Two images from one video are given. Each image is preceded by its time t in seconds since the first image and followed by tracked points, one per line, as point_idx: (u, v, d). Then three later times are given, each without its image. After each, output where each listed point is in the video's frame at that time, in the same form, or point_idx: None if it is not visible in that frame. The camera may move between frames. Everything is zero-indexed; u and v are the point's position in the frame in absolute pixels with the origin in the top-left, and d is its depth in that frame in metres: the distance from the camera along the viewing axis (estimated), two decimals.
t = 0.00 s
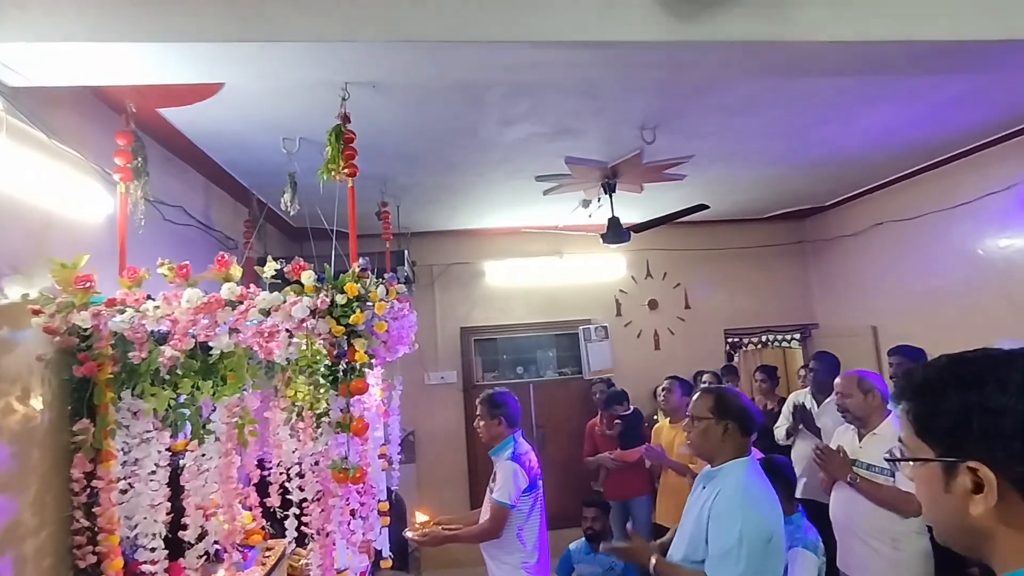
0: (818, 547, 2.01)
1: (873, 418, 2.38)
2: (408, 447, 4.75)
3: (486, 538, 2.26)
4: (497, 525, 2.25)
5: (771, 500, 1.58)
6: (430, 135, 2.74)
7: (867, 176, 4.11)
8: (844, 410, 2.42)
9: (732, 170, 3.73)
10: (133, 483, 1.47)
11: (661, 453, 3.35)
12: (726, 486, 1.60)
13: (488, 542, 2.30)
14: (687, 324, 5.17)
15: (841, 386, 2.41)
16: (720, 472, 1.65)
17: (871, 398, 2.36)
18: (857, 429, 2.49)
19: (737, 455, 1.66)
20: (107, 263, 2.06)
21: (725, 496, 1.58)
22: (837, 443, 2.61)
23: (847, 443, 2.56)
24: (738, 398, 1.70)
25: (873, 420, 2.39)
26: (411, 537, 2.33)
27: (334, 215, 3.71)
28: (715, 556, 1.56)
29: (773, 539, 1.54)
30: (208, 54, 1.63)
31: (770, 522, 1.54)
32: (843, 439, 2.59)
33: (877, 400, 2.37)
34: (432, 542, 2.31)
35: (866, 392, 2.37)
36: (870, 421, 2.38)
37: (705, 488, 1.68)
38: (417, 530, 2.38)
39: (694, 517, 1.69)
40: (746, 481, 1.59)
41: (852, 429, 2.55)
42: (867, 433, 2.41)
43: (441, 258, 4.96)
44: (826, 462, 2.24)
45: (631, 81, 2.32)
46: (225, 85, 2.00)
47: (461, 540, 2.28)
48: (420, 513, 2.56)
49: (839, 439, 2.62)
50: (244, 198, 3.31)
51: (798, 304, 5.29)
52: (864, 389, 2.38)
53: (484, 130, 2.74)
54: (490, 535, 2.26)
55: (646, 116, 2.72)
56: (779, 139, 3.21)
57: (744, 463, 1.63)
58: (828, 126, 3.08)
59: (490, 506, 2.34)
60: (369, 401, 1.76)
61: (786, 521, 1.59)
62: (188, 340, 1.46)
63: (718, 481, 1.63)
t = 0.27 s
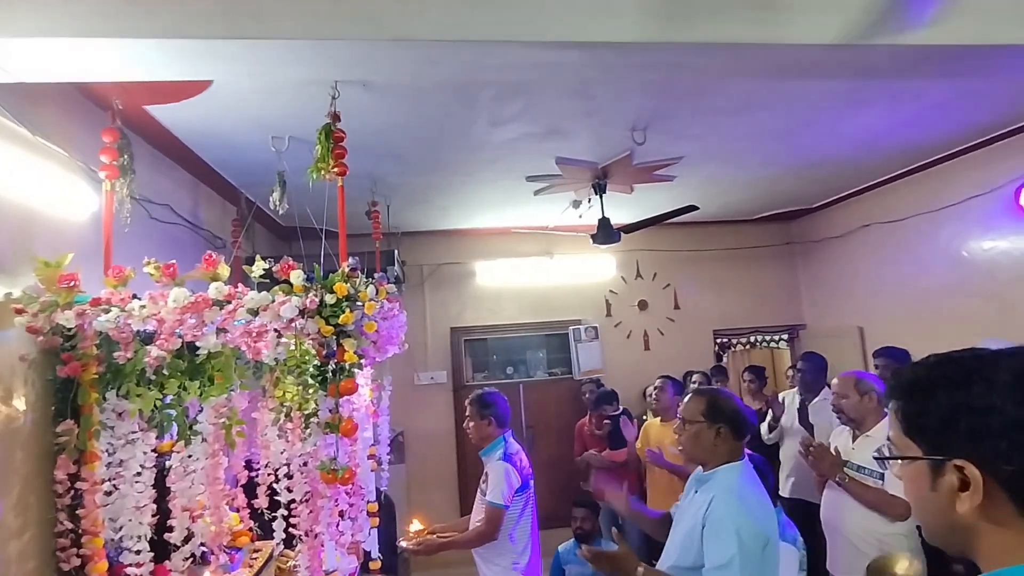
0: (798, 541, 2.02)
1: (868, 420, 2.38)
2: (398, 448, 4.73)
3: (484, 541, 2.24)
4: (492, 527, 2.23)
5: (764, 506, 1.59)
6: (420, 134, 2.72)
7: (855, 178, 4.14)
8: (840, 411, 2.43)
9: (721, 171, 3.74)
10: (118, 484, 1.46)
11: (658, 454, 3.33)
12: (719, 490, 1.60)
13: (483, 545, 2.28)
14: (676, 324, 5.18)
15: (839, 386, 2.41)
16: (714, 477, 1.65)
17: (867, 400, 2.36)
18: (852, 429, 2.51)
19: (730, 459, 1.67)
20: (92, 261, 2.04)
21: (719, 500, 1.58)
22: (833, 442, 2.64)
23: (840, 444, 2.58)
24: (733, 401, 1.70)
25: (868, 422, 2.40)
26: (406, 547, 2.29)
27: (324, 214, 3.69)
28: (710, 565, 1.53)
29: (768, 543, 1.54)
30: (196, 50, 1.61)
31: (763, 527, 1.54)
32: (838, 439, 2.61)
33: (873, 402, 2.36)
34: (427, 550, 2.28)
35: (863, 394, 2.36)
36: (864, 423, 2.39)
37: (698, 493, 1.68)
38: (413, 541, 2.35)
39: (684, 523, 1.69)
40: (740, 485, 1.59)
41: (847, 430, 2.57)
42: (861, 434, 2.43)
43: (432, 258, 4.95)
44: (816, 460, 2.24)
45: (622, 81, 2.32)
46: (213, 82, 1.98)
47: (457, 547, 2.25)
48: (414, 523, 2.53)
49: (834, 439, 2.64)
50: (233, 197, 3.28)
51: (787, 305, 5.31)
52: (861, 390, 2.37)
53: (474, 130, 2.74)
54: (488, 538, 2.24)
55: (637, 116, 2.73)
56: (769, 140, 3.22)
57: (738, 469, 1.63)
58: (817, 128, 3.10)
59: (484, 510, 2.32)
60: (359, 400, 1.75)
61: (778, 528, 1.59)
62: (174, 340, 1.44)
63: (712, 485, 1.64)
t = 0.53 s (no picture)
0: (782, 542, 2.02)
1: (858, 421, 2.40)
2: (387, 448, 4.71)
3: (481, 545, 2.22)
4: (489, 531, 2.21)
5: (756, 514, 1.59)
6: (409, 134, 2.71)
7: (842, 179, 4.17)
8: (831, 412, 2.46)
9: (710, 173, 3.76)
10: (102, 487, 1.43)
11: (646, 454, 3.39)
12: (710, 496, 1.60)
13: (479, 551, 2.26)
14: (665, 324, 5.20)
15: (830, 386, 2.45)
16: (707, 481, 1.65)
17: (857, 401, 2.38)
18: (842, 430, 2.54)
19: (724, 462, 1.67)
20: (75, 260, 2.02)
21: (707, 504, 1.59)
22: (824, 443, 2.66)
23: (831, 444, 2.61)
24: (725, 403, 1.71)
25: (858, 423, 2.42)
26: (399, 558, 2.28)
27: (312, 214, 3.66)
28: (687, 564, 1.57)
29: (755, 553, 1.54)
30: (182, 47, 1.60)
31: (753, 536, 1.55)
32: (829, 440, 2.64)
33: (864, 403, 2.38)
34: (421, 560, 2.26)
35: (854, 395, 2.38)
36: (855, 424, 2.41)
37: (688, 496, 1.69)
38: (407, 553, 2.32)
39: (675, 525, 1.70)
40: (731, 492, 1.59)
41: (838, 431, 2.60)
42: (851, 435, 2.45)
43: (421, 258, 4.93)
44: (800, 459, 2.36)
45: (612, 83, 2.33)
46: (200, 80, 1.96)
47: (453, 555, 2.22)
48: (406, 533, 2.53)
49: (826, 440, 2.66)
50: (220, 196, 3.25)
51: (774, 305, 5.34)
52: (852, 390, 2.39)
53: (464, 130, 2.73)
54: (487, 543, 2.22)
55: (627, 118, 2.73)
56: (756, 143, 3.24)
57: (731, 471, 1.64)
58: (804, 131, 3.12)
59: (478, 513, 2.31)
60: (347, 401, 1.74)
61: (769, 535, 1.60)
62: (160, 341, 1.43)
63: (704, 489, 1.64)
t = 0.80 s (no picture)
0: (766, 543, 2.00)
1: (843, 420, 2.41)
2: (376, 449, 4.69)
3: (478, 550, 2.20)
4: (486, 535, 2.20)
5: (743, 517, 1.59)
6: (398, 133, 2.70)
7: (829, 181, 4.20)
8: (818, 411, 2.47)
9: (699, 174, 3.77)
10: (87, 489, 1.41)
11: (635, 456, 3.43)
12: (699, 500, 1.61)
13: (474, 556, 2.24)
14: (654, 324, 5.22)
15: (818, 386, 2.46)
16: (693, 485, 1.66)
17: (844, 401, 2.39)
18: (828, 429, 2.55)
19: (709, 467, 1.68)
20: (59, 260, 2.00)
21: (696, 509, 1.60)
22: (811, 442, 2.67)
23: (817, 443, 2.62)
24: (710, 406, 1.71)
25: (844, 423, 2.42)
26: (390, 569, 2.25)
27: (301, 213, 3.64)
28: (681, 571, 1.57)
29: (744, 557, 1.54)
30: (167, 45, 1.58)
31: (742, 539, 1.56)
32: (815, 439, 2.65)
33: (851, 403, 2.39)
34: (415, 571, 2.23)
35: (841, 395, 2.40)
36: (841, 423, 2.42)
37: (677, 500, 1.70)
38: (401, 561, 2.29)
39: (665, 530, 1.71)
40: (719, 496, 1.60)
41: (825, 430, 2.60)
42: (837, 434, 2.46)
43: (411, 258, 4.92)
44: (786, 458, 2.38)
45: (601, 84, 2.33)
46: (187, 78, 1.94)
47: (449, 564, 2.20)
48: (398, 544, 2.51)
49: (813, 439, 2.67)
50: (207, 195, 3.23)
51: (762, 306, 5.37)
52: (839, 391, 2.40)
53: (454, 130, 2.72)
54: (485, 546, 2.20)
55: (616, 119, 2.73)
56: (744, 144, 3.25)
57: (717, 475, 1.65)
58: (791, 132, 3.14)
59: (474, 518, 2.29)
60: (337, 402, 1.74)
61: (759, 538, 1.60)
62: (146, 341, 1.41)
63: (692, 493, 1.65)
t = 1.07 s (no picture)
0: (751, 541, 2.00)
1: (825, 419, 2.44)
2: (365, 450, 4.67)
3: (475, 552, 2.19)
4: (482, 536, 2.19)
5: (728, 517, 1.60)
6: (388, 133, 2.69)
7: (817, 183, 4.22)
8: (801, 410, 2.49)
9: (688, 175, 3.78)
10: (71, 490, 1.39)
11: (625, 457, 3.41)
12: (683, 500, 1.62)
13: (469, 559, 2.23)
14: (644, 325, 5.23)
15: (800, 385, 2.47)
16: (680, 485, 1.67)
17: (826, 399, 2.42)
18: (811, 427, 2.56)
19: (695, 468, 1.69)
20: (44, 258, 1.98)
21: (682, 509, 1.61)
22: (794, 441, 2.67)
23: (799, 442, 2.62)
24: (696, 408, 1.72)
25: (826, 421, 2.45)
26: None
27: (290, 212, 3.62)
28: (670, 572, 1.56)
29: (730, 557, 1.55)
30: (156, 42, 1.56)
31: (726, 538, 1.56)
32: (798, 437, 2.65)
33: (833, 402, 2.42)
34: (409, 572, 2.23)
35: (823, 394, 2.42)
36: (822, 422, 2.45)
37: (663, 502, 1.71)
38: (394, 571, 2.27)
39: (650, 531, 1.71)
40: (704, 496, 1.61)
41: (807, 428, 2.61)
42: (819, 433, 2.48)
43: (401, 258, 4.90)
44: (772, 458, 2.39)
45: (591, 85, 2.33)
46: (175, 75, 1.93)
47: (440, 567, 2.20)
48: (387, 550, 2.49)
49: (796, 437, 2.67)
50: (195, 193, 3.20)
51: (751, 306, 5.40)
52: (821, 390, 2.43)
53: (444, 130, 2.72)
54: (483, 547, 2.20)
55: (606, 120, 2.74)
56: (733, 146, 3.27)
57: (703, 477, 1.65)
58: (779, 135, 3.15)
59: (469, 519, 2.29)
60: (325, 402, 1.72)
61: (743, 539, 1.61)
62: (132, 341, 1.40)
63: (677, 494, 1.66)
